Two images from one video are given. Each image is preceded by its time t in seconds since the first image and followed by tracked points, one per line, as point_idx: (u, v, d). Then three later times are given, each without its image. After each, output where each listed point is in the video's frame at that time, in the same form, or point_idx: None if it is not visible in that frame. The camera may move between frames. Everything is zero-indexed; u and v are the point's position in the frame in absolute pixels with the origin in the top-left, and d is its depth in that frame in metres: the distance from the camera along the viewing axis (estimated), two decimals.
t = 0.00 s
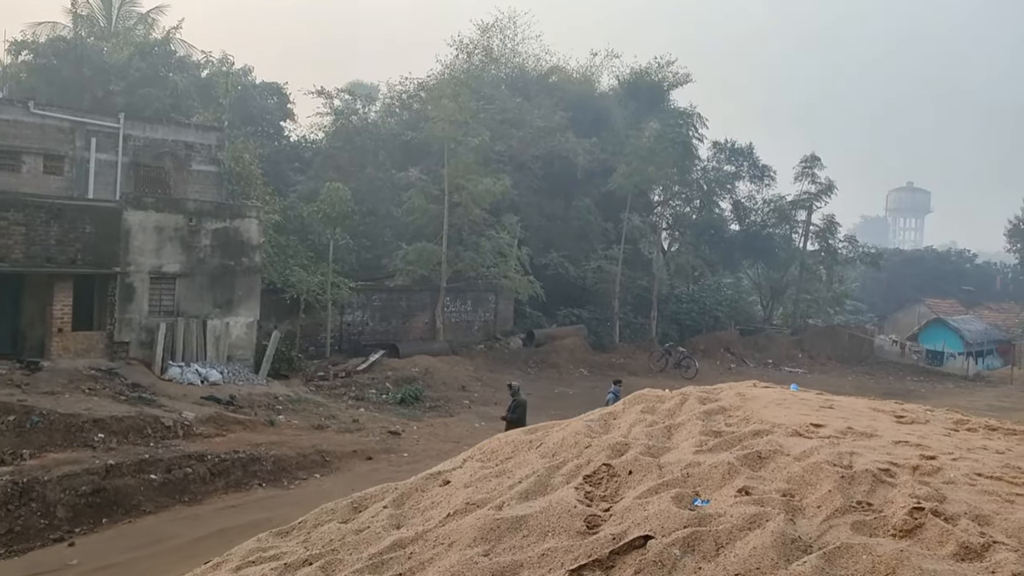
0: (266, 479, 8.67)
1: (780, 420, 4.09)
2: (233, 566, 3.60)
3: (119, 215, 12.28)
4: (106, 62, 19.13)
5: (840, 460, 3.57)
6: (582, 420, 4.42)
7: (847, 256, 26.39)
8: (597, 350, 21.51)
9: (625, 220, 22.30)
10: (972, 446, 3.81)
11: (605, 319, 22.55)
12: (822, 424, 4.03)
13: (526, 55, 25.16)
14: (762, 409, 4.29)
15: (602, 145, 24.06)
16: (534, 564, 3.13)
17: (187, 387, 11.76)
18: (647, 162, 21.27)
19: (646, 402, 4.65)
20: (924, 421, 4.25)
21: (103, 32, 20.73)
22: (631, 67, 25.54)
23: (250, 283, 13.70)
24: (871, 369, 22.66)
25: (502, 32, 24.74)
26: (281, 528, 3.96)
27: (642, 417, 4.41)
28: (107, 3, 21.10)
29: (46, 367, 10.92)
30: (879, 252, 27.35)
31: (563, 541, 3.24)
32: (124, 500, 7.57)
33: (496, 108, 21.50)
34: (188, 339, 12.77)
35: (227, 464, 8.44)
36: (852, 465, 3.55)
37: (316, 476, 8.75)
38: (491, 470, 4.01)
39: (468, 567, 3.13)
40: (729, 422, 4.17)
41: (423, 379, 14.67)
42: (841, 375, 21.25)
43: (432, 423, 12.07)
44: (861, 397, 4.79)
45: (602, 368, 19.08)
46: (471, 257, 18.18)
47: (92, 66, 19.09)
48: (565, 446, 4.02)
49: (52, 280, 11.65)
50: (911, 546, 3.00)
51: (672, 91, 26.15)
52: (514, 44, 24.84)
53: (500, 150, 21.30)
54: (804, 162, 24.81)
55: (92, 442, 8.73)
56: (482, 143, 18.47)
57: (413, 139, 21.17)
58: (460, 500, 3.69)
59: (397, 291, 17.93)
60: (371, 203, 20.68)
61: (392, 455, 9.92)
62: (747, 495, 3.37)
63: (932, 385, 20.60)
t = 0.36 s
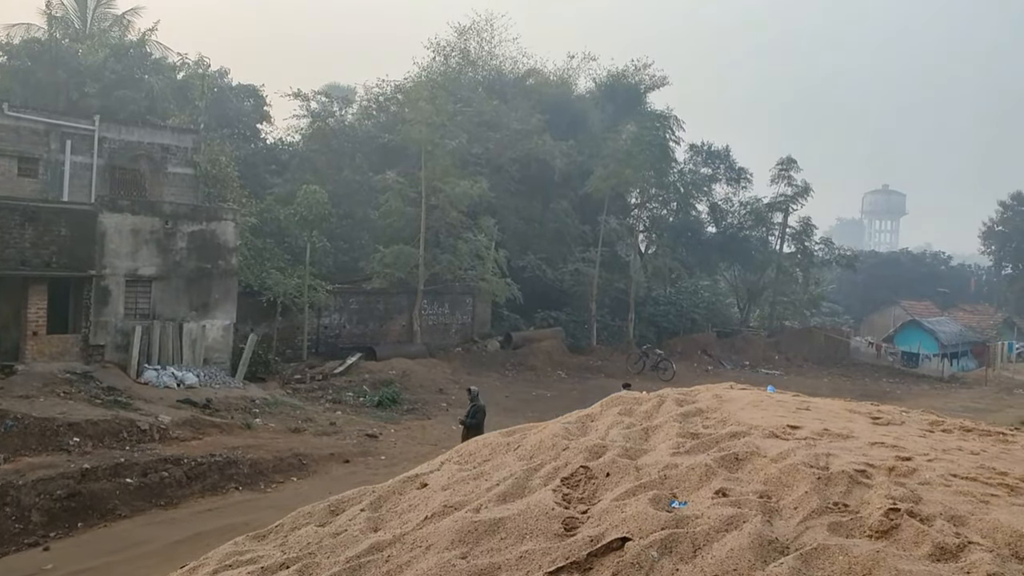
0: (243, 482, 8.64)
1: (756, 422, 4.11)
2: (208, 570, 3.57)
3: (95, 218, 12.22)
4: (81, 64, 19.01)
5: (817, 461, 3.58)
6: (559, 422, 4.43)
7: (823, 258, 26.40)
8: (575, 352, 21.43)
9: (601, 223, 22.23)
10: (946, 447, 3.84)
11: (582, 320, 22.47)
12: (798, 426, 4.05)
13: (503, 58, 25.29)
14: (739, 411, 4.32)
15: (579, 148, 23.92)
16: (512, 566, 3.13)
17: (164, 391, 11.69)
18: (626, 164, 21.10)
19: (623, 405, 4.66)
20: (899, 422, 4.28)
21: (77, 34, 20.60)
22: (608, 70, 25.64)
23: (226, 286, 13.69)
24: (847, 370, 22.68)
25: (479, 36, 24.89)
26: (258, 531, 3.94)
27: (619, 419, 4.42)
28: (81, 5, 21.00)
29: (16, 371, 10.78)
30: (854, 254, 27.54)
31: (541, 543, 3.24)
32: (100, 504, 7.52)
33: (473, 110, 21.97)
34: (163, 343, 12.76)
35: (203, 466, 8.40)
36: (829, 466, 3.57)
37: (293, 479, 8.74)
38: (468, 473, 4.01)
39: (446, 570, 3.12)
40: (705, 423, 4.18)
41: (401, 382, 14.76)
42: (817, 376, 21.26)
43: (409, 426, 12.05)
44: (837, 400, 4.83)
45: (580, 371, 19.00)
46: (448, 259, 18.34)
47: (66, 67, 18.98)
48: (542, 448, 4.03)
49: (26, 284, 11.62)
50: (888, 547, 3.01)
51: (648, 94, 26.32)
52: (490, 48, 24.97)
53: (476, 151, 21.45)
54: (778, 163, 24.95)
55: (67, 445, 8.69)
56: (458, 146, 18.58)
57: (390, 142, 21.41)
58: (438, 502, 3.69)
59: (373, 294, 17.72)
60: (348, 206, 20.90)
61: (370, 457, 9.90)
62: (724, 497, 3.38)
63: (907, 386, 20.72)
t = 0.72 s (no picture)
0: (206, 484, 8.60)
1: (720, 420, 4.15)
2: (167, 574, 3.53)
3: (54, 217, 12.14)
4: (39, 63, 18.85)
5: (779, 460, 3.61)
6: (524, 422, 4.44)
7: (786, 258, 26.63)
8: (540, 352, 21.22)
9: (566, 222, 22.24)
10: (907, 445, 3.90)
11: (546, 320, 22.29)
12: (761, 425, 4.08)
13: (467, 58, 25.23)
14: (703, 410, 4.35)
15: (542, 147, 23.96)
16: (475, 567, 3.12)
17: (124, 392, 11.55)
18: (591, 164, 21.02)
19: (588, 404, 4.69)
20: (860, 421, 4.33)
21: (37, 31, 20.40)
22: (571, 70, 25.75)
23: (189, 286, 13.57)
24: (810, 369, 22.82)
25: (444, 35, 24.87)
26: (220, 534, 3.91)
27: (584, 419, 4.44)
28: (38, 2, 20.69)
29: None
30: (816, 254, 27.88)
31: (504, 543, 3.23)
32: (60, 507, 7.41)
33: (439, 110, 22.06)
34: (125, 345, 12.63)
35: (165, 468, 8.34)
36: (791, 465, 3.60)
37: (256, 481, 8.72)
38: (433, 473, 4.01)
39: (410, 571, 3.11)
40: (670, 422, 4.21)
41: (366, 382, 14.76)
42: (780, 375, 21.40)
43: (374, 426, 11.99)
44: (800, 399, 4.90)
45: (546, 371, 18.86)
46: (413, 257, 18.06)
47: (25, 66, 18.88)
48: (507, 449, 4.03)
49: None
50: (848, 544, 3.03)
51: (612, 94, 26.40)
52: (455, 47, 25.03)
53: (440, 150, 21.38)
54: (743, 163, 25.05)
55: (26, 448, 8.52)
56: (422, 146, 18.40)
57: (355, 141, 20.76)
58: (402, 503, 3.68)
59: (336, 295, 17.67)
60: (312, 205, 20.24)
61: (333, 457, 9.88)
62: (688, 496, 3.39)
63: (868, 384, 20.94)
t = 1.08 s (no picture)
0: (132, 484, 8.43)
1: (649, 413, 4.20)
2: None
3: None
4: None
5: (707, 452, 3.66)
6: (454, 417, 4.45)
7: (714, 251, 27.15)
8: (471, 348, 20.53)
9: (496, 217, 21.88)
10: (831, 435, 3.98)
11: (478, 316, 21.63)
12: (689, 418, 4.13)
13: (397, 52, 24.93)
14: (632, 404, 4.41)
15: (473, 142, 23.83)
16: (406, 564, 3.11)
17: (48, 392, 11.22)
18: (522, 159, 20.93)
19: (518, 399, 4.73)
20: (786, 413, 4.42)
21: None
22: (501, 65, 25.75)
23: (115, 283, 13.32)
24: (737, 362, 23.55)
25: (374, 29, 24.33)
26: (144, 534, 3.88)
27: (514, 413, 4.47)
28: None
29: None
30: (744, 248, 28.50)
31: (435, 539, 3.22)
32: None
33: (369, 104, 21.94)
34: (47, 344, 12.36)
35: (90, 470, 8.10)
36: (718, 456, 3.64)
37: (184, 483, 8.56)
38: (363, 470, 4.00)
39: (340, 568, 3.09)
40: (599, 416, 4.24)
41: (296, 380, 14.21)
42: (709, 368, 21.64)
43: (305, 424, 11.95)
44: (725, 391, 5.01)
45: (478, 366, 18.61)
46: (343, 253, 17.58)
47: None
48: (437, 444, 4.04)
49: None
50: (773, 534, 3.08)
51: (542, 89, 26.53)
52: (385, 41, 24.63)
53: (370, 146, 20.95)
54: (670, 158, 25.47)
55: None
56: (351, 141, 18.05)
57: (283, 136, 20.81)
58: (331, 501, 3.67)
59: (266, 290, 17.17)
60: (240, 201, 19.49)
61: (262, 457, 9.77)
62: (617, 488, 3.41)
63: (794, 375, 21.48)
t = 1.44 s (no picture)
0: (29, 488, 7.41)
1: (557, 408, 4.28)
2: None
3: None
4: None
5: (613, 444, 3.71)
6: (362, 414, 4.45)
7: (625, 247, 27.37)
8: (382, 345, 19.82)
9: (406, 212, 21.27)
10: (735, 427, 4.09)
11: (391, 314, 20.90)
12: (595, 412, 4.22)
13: (305, 46, 23.47)
14: (540, 398, 4.53)
15: (384, 138, 22.74)
16: (312, 561, 3.05)
17: None
18: (433, 155, 20.56)
19: (427, 393, 4.80)
20: (691, 405, 4.63)
21: None
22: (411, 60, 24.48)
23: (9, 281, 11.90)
24: (644, 356, 23.58)
25: (280, 22, 22.85)
26: (40, 538, 3.83)
27: (422, 408, 4.52)
28: None
29: None
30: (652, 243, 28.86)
31: (341, 536, 3.17)
32: None
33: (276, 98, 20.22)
34: None
35: None
36: (624, 449, 3.70)
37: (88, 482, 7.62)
38: (268, 468, 3.96)
39: (243, 567, 3.03)
40: (507, 411, 4.30)
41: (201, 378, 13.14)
42: (619, 363, 21.63)
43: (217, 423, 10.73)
44: (634, 386, 5.30)
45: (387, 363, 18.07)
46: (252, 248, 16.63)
47: None
48: (344, 441, 4.03)
49: None
50: (678, 524, 3.10)
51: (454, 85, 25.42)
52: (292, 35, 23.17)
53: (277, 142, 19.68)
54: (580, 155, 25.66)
55: None
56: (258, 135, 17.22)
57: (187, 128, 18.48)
58: (235, 500, 3.63)
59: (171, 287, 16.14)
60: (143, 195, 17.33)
61: (172, 457, 8.81)
62: (525, 482, 3.42)
63: (703, 369, 21.84)
